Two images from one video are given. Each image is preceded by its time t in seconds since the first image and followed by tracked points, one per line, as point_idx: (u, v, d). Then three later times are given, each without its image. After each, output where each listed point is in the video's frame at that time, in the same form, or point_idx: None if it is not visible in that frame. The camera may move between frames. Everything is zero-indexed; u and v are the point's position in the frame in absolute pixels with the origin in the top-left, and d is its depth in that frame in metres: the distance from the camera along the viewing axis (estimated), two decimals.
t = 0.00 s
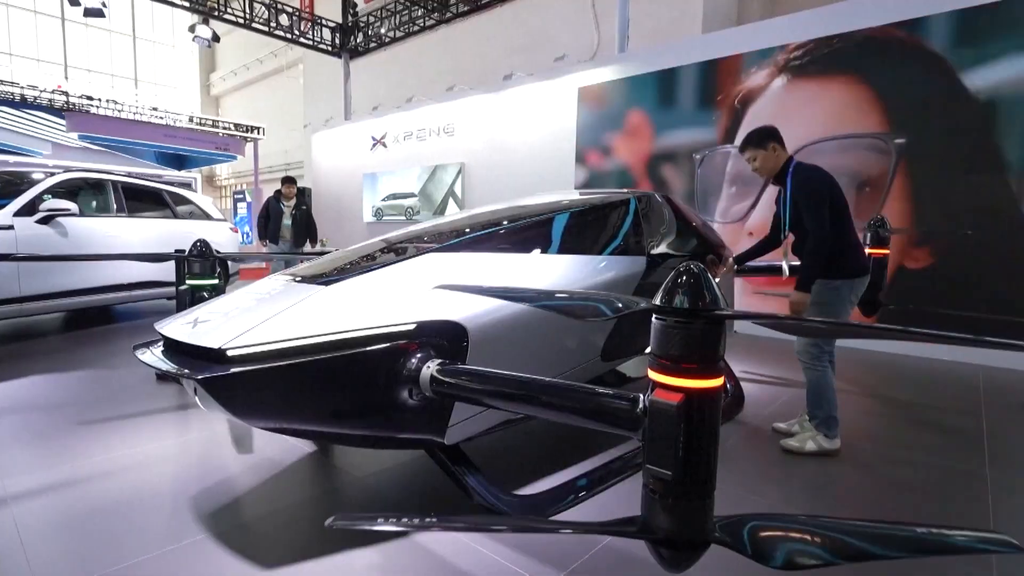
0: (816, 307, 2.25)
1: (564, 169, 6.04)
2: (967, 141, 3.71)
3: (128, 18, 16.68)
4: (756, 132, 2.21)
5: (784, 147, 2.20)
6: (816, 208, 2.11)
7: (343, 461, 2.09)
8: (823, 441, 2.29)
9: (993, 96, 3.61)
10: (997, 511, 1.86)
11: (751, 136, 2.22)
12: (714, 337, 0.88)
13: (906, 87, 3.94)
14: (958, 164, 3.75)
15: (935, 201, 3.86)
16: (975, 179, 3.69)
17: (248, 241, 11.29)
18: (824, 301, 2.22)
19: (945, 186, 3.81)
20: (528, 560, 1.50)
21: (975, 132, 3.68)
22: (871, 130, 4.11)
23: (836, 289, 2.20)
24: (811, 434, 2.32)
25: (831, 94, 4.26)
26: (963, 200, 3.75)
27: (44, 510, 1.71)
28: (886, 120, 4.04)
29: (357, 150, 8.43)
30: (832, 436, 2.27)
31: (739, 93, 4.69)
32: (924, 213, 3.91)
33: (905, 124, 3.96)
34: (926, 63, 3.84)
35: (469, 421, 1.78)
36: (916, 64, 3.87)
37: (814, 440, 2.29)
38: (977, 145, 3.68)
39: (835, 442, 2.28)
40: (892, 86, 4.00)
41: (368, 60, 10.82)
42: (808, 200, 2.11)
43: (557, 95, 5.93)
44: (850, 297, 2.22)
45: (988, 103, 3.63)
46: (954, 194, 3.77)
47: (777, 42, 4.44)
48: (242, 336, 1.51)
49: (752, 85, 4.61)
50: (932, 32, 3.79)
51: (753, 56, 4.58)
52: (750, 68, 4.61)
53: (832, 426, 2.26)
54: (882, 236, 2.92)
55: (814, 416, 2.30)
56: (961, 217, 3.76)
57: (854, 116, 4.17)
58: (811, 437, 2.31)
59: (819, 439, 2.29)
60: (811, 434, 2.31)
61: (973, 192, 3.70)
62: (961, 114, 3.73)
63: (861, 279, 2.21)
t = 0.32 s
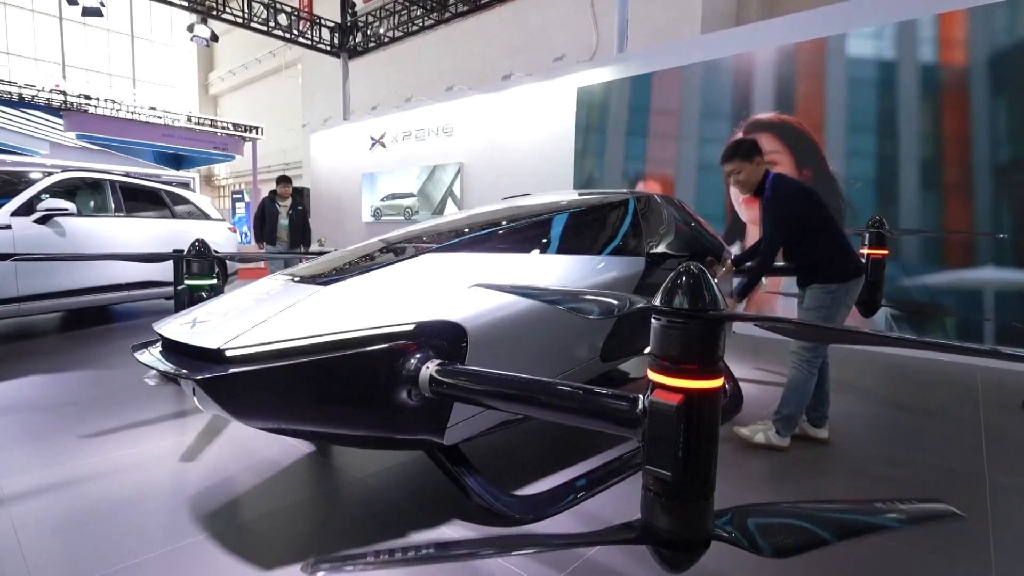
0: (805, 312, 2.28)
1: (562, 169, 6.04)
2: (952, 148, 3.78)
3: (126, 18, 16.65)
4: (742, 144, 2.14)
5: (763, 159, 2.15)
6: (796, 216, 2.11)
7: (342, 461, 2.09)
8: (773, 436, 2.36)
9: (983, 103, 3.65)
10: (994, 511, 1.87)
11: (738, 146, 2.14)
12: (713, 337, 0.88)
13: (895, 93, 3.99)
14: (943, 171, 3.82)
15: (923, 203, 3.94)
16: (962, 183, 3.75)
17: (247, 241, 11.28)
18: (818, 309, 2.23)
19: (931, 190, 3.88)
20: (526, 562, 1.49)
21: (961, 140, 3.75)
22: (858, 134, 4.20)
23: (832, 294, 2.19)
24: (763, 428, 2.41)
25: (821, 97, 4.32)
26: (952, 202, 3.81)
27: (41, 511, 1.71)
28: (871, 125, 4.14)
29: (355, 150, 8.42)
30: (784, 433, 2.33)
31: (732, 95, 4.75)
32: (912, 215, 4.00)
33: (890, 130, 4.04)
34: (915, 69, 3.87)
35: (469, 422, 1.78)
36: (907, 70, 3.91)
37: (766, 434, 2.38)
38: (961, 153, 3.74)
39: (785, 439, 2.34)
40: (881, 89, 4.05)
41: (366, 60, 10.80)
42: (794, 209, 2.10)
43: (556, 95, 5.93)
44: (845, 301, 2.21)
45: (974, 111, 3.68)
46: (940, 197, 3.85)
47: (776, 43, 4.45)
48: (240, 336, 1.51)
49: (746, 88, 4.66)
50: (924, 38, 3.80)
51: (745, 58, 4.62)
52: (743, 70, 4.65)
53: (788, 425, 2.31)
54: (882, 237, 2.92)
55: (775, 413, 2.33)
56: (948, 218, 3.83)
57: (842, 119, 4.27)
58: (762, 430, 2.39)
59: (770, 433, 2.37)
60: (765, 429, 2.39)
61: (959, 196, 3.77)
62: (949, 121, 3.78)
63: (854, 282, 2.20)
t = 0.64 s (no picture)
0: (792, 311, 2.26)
1: (560, 170, 6.05)
2: (945, 142, 3.82)
3: (123, 17, 16.59)
4: (717, 163, 2.06)
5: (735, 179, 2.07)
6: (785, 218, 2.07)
7: (341, 462, 2.08)
8: (769, 438, 2.35)
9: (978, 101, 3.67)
10: (993, 511, 1.87)
11: (710, 165, 2.06)
12: (712, 338, 0.89)
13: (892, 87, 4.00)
14: (935, 164, 3.86)
15: (915, 196, 3.97)
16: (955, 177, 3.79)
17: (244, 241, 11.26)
18: (803, 312, 2.21)
19: (923, 184, 3.91)
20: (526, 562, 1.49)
21: (954, 134, 3.78)
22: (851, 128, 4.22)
23: (820, 296, 2.18)
24: (759, 429, 2.39)
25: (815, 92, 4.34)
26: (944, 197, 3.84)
27: (39, 512, 1.70)
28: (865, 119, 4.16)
29: (353, 150, 8.43)
30: (780, 434, 2.33)
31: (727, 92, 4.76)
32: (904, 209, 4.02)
33: (883, 124, 4.07)
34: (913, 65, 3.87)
35: (469, 422, 1.78)
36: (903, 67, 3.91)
37: (762, 437, 2.36)
38: (955, 147, 3.78)
39: (782, 440, 2.34)
40: (877, 81, 4.06)
41: (364, 60, 10.80)
42: (779, 213, 2.07)
43: (554, 95, 5.94)
44: (832, 303, 2.20)
45: (972, 108, 3.70)
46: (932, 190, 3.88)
47: (773, 43, 4.46)
48: (240, 336, 1.50)
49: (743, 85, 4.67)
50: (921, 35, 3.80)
51: (742, 56, 4.63)
52: (740, 68, 4.66)
53: (782, 427, 2.31)
54: (881, 237, 2.93)
55: (769, 415, 2.33)
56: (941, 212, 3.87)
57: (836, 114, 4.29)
58: (758, 432, 2.38)
59: (766, 435, 2.36)
60: (760, 430, 2.37)
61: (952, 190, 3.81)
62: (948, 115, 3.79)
63: (844, 283, 2.18)
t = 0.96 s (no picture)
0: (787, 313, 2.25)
1: (559, 170, 6.05)
2: (943, 138, 3.83)
3: (120, 17, 16.55)
4: (703, 180, 2.04)
5: (718, 198, 2.05)
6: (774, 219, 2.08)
7: (340, 463, 2.08)
8: (767, 438, 2.35)
9: (976, 100, 3.68)
10: (992, 511, 1.88)
11: (695, 182, 2.05)
12: (712, 338, 0.88)
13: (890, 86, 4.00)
14: (934, 161, 3.87)
15: (915, 194, 3.99)
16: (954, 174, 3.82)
17: (242, 241, 11.24)
18: (798, 312, 2.21)
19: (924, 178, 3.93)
20: (527, 563, 1.49)
21: (952, 130, 3.79)
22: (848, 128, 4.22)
23: (814, 298, 2.17)
24: (757, 430, 2.39)
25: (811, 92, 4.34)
26: (944, 193, 3.87)
27: (38, 514, 1.69)
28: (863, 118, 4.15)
29: (351, 151, 8.41)
30: (779, 435, 2.33)
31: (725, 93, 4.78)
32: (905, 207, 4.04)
33: (881, 122, 4.08)
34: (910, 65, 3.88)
35: (468, 423, 1.77)
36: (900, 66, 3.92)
37: (761, 437, 2.36)
38: (953, 143, 3.80)
39: (780, 441, 2.34)
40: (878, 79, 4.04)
41: (362, 60, 10.76)
42: (771, 215, 2.08)
43: (553, 95, 5.93)
44: (829, 304, 2.19)
45: (973, 104, 3.70)
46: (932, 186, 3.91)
47: (772, 43, 4.46)
48: (239, 337, 1.50)
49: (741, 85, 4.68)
50: (919, 35, 3.80)
51: (740, 56, 4.64)
52: (738, 68, 4.67)
53: (780, 427, 2.31)
54: (879, 236, 2.93)
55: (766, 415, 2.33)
56: (942, 208, 3.89)
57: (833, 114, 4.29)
58: (757, 432, 2.38)
59: (765, 436, 2.36)
60: (758, 430, 2.37)
61: (952, 186, 3.84)
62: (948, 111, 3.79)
63: (842, 284, 2.17)
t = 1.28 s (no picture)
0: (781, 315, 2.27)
1: (557, 170, 6.05)
2: (942, 134, 3.86)
3: (116, 17, 16.50)
4: (695, 193, 1.98)
5: (712, 209, 1.99)
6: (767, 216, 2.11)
7: (339, 465, 2.07)
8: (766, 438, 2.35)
9: (978, 97, 3.69)
10: (992, 510, 1.88)
11: (686, 197, 1.98)
12: (715, 339, 0.88)
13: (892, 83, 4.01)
14: (935, 157, 3.89)
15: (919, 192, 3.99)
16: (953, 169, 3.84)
17: (239, 242, 11.21)
18: (797, 314, 2.20)
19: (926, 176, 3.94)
20: (528, 564, 1.48)
21: (952, 126, 3.81)
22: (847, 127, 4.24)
23: (813, 301, 2.17)
24: (756, 430, 2.39)
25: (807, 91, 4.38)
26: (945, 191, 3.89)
27: (34, 516, 1.68)
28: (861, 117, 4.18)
29: (349, 151, 8.40)
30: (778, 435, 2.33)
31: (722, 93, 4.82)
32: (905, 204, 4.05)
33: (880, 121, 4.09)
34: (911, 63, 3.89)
35: (468, 424, 1.77)
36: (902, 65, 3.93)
37: (760, 437, 2.36)
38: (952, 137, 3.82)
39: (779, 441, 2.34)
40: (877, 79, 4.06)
41: (360, 61, 10.76)
42: (766, 219, 2.09)
43: (551, 96, 5.94)
44: (827, 305, 2.19)
45: (977, 98, 3.70)
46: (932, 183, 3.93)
47: (769, 44, 4.48)
48: (239, 338, 1.49)
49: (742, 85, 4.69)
50: (918, 34, 3.81)
51: (738, 56, 4.65)
52: (736, 68, 4.68)
53: (778, 428, 2.31)
54: (877, 237, 2.94)
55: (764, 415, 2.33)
56: (944, 206, 3.90)
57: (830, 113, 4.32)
58: (756, 432, 2.38)
59: (764, 436, 2.35)
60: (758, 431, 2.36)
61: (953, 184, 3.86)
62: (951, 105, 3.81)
63: (841, 284, 2.18)
